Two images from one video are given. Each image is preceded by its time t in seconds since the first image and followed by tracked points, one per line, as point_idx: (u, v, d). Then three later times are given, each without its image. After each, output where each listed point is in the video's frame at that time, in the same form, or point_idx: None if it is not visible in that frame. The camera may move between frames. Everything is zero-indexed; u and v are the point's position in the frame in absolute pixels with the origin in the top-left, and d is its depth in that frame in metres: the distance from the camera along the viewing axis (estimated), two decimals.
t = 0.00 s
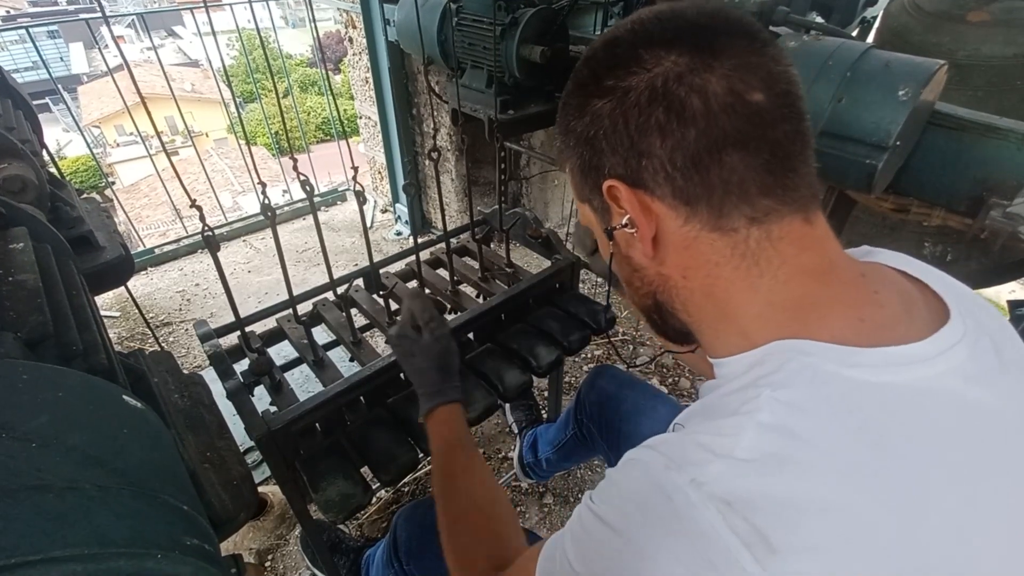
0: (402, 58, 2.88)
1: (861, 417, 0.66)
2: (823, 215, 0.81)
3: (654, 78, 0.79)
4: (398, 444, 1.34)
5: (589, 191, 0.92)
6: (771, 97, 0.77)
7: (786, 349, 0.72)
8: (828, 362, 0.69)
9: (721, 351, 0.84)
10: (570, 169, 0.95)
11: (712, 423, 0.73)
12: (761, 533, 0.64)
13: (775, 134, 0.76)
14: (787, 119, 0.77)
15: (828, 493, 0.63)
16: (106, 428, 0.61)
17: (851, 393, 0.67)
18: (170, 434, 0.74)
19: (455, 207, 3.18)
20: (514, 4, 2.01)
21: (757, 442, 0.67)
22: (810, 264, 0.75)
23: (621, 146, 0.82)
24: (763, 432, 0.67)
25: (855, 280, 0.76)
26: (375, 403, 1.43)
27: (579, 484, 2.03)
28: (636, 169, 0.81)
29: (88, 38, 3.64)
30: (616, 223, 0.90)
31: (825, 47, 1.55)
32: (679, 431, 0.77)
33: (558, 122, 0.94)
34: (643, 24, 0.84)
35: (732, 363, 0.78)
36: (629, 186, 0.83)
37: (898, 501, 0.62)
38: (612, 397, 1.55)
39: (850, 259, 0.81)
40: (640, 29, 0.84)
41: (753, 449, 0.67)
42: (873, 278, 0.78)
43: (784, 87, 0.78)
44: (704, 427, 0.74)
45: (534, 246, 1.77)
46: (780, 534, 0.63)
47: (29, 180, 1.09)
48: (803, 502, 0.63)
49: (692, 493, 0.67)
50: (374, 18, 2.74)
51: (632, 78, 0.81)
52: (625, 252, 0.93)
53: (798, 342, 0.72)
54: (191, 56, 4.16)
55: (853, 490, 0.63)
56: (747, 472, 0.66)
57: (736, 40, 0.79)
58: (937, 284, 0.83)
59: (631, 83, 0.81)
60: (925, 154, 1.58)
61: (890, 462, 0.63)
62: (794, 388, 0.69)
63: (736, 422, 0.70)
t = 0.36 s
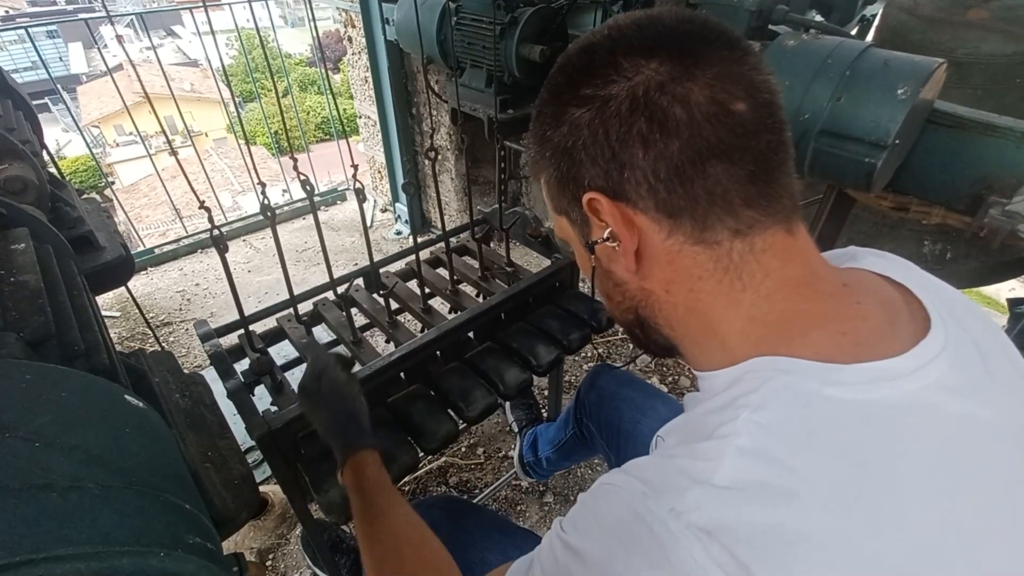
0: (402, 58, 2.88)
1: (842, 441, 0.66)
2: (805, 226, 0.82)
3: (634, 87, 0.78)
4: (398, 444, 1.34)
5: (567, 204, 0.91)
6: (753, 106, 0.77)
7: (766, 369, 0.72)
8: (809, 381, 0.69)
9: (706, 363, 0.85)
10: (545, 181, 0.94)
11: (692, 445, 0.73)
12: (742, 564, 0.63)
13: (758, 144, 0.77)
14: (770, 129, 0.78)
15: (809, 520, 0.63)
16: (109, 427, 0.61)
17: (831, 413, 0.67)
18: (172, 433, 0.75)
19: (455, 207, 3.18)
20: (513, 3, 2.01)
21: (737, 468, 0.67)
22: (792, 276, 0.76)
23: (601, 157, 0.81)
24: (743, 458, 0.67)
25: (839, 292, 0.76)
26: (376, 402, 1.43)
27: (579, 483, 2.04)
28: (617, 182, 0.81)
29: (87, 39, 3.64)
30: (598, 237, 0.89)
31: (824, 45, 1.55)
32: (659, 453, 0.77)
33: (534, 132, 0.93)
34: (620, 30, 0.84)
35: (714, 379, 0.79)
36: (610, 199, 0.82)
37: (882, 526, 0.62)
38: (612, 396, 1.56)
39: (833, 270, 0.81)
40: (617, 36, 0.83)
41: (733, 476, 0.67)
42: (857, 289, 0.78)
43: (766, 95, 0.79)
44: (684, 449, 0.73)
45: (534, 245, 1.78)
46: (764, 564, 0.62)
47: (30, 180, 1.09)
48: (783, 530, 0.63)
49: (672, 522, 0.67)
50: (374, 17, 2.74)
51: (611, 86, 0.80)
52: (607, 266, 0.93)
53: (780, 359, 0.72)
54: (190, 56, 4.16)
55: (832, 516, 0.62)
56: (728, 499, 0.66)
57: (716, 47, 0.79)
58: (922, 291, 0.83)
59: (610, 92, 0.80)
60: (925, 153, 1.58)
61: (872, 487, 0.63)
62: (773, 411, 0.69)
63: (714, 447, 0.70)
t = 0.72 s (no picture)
0: (400, 57, 2.88)
1: (829, 473, 0.65)
2: (790, 237, 0.80)
3: (608, 99, 0.76)
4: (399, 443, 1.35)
5: (544, 216, 0.90)
6: (734, 118, 0.75)
7: (752, 397, 0.71)
8: (796, 408, 0.68)
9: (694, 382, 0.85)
10: (522, 192, 0.92)
11: (679, 478, 0.73)
12: None
13: (739, 157, 0.75)
14: (753, 142, 0.76)
15: (795, 559, 0.64)
16: (104, 425, 0.61)
17: (817, 446, 0.66)
18: (169, 432, 0.74)
19: (455, 206, 3.18)
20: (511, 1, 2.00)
21: (724, 505, 0.67)
22: (776, 294, 0.75)
23: (576, 172, 0.79)
24: (729, 495, 0.67)
25: (826, 310, 0.75)
26: (375, 402, 1.43)
27: (579, 481, 2.04)
28: (593, 197, 0.79)
29: (86, 38, 3.64)
30: (577, 253, 0.89)
31: (823, 42, 1.54)
32: (647, 482, 0.78)
33: (508, 140, 0.91)
34: (592, 36, 0.81)
35: (699, 400, 0.78)
36: (585, 215, 0.81)
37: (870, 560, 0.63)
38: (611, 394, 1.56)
39: (821, 284, 0.80)
40: (590, 42, 0.81)
41: (718, 514, 0.67)
42: (844, 304, 0.77)
43: (748, 106, 0.77)
44: (671, 481, 0.74)
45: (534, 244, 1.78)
46: None
47: (27, 179, 1.09)
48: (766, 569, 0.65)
49: (657, 564, 0.69)
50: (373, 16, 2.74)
51: (586, 97, 0.78)
52: (587, 281, 0.92)
53: (765, 385, 0.71)
54: (189, 55, 4.16)
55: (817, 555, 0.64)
56: (715, 539, 0.66)
57: (694, 55, 0.77)
58: (908, 299, 0.82)
59: (583, 103, 0.78)
60: (925, 149, 1.57)
61: (859, 521, 0.64)
62: (760, 443, 0.68)
63: (701, 482, 0.70)
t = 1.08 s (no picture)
0: (400, 56, 2.87)
1: (827, 455, 0.66)
2: (796, 231, 0.80)
3: (622, 83, 0.75)
4: (398, 443, 1.34)
5: (548, 202, 0.89)
6: (748, 108, 0.74)
7: (750, 381, 0.71)
8: (795, 393, 0.68)
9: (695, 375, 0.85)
10: (527, 176, 0.91)
11: (679, 466, 0.73)
12: None
13: (751, 149, 0.74)
14: (766, 134, 0.76)
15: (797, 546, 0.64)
16: (103, 425, 0.61)
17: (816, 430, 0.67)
18: (169, 432, 0.74)
19: (455, 205, 3.18)
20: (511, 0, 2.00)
21: (724, 490, 0.67)
22: (782, 285, 0.75)
23: (584, 158, 0.79)
24: (730, 481, 0.67)
25: (828, 298, 0.75)
26: (375, 401, 1.43)
27: (579, 480, 2.03)
28: (599, 185, 0.79)
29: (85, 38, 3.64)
30: (580, 241, 0.89)
31: (822, 40, 1.54)
32: (648, 475, 0.79)
33: (513, 121, 0.90)
34: (608, 16, 0.80)
35: (696, 391, 0.78)
36: (591, 203, 0.81)
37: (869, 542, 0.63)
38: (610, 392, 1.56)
39: (820, 275, 0.80)
40: (605, 22, 0.79)
41: (717, 500, 0.67)
42: (843, 294, 0.78)
43: (762, 97, 0.76)
44: (671, 471, 0.74)
45: (534, 243, 1.78)
46: None
47: (25, 179, 1.08)
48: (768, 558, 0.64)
49: (660, 556, 0.68)
50: (372, 15, 2.74)
51: (598, 81, 0.77)
52: (588, 270, 0.92)
53: (768, 370, 0.71)
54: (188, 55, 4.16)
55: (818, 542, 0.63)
56: (715, 527, 0.66)
57: (711, 41, 0.76)
58: (902, 291, 0.83)
59: (595, 87, 0.77)
60: (926, 147, 1.57)
61: (857, 503, 0.64)
62: (758, 427, 0.68)
63: (700, 469, 0.70)
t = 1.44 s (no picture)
0: (400, 56, 2.88)
1: (825, 464, 0.65)
2: (787, 235, 0.81)
3: (619, 81, 0.75)
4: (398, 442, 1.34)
5: (538, 201, 0.88)
6: (745, 112, 0.75)
7: (744, 390, 0.71)
8: (788, 401, 0.69)
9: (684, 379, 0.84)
10: (516, 176, 0.91)
11: (675, 479, 0.73)
12: None
13: (747, 152, 0.75)
14: (761, 138, 0.76)
15: (797, 556, 0.63)
16: (105, 425, 0.61)
17: (811, 438, 0.67)
18: (171, 432, 0.74)
19: (455, 205, 3.18)
20: None
21: (723, 503, 0.66)
22: (773, 289, 0.76)
23: (578, 158, 0.78)
24: (728, 494, 0.66)
25: (817, 302, 0.76)
26: (375, 401, 1.43)
27: (580, 480, 2.04)
28: (594, 186, 0.78)
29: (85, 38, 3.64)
30: (571, 243, 0.87)
31: (822, 40, 1.54)
32: (645, 489, 0.77)
33: (502, 120, 0.89)
34: (603, 12, 0.80)
35: (689, 400, 0.78)
36: (586, 204, 0.80)
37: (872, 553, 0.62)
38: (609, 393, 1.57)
39: (810, 278, 0.81)
40: (600, 17, 0.80)
41: (716, 516, 0.66)
42: (832, 296, 0.78)
43: (758, 100, 0.77)
44: (667, 482, 0.73)
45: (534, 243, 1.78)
46: None
47: (27, 180, 1.09)
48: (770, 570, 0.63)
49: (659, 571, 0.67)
50: (372, 15, 2.74)
51: (594, 78, 0.76)
52: (581, 274, 0.91)
53: (762, 377, 0.71)
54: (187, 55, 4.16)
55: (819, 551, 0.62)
56: (716, 542, 0.65)
57: (707, 41, 0.76)
58: (890, 292, 0.84)
59: (592, 84, 0.76)
60: (926, 145, 1.57)
61: (858, 511, 0.63)
62: (753, 437, 0.68)
63: (696, 480, 0.69)
